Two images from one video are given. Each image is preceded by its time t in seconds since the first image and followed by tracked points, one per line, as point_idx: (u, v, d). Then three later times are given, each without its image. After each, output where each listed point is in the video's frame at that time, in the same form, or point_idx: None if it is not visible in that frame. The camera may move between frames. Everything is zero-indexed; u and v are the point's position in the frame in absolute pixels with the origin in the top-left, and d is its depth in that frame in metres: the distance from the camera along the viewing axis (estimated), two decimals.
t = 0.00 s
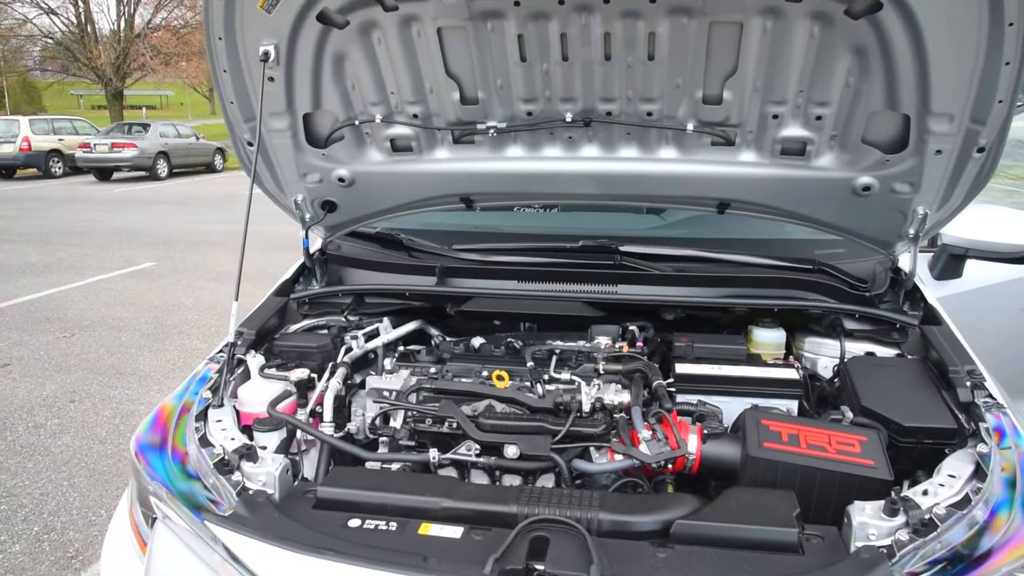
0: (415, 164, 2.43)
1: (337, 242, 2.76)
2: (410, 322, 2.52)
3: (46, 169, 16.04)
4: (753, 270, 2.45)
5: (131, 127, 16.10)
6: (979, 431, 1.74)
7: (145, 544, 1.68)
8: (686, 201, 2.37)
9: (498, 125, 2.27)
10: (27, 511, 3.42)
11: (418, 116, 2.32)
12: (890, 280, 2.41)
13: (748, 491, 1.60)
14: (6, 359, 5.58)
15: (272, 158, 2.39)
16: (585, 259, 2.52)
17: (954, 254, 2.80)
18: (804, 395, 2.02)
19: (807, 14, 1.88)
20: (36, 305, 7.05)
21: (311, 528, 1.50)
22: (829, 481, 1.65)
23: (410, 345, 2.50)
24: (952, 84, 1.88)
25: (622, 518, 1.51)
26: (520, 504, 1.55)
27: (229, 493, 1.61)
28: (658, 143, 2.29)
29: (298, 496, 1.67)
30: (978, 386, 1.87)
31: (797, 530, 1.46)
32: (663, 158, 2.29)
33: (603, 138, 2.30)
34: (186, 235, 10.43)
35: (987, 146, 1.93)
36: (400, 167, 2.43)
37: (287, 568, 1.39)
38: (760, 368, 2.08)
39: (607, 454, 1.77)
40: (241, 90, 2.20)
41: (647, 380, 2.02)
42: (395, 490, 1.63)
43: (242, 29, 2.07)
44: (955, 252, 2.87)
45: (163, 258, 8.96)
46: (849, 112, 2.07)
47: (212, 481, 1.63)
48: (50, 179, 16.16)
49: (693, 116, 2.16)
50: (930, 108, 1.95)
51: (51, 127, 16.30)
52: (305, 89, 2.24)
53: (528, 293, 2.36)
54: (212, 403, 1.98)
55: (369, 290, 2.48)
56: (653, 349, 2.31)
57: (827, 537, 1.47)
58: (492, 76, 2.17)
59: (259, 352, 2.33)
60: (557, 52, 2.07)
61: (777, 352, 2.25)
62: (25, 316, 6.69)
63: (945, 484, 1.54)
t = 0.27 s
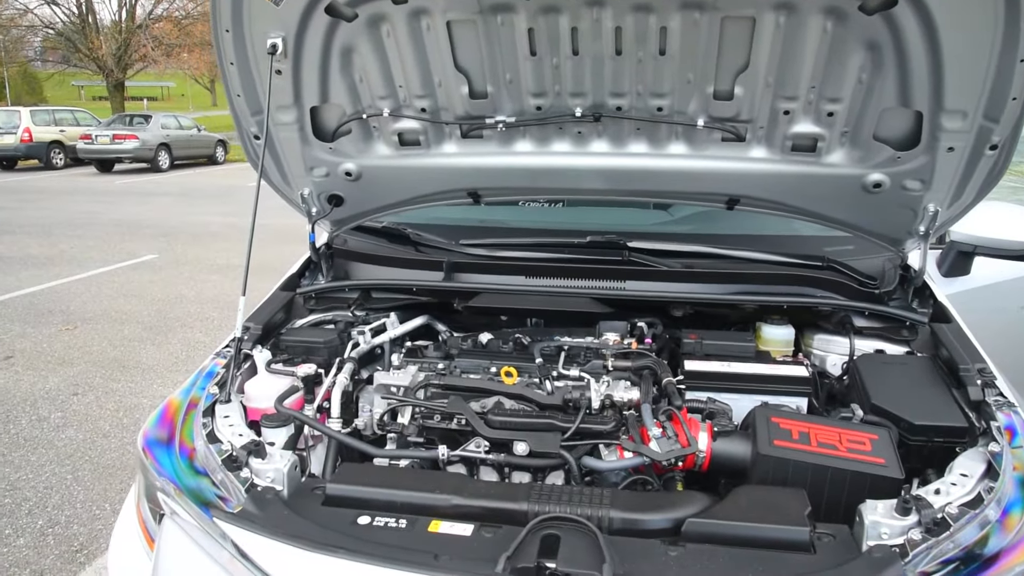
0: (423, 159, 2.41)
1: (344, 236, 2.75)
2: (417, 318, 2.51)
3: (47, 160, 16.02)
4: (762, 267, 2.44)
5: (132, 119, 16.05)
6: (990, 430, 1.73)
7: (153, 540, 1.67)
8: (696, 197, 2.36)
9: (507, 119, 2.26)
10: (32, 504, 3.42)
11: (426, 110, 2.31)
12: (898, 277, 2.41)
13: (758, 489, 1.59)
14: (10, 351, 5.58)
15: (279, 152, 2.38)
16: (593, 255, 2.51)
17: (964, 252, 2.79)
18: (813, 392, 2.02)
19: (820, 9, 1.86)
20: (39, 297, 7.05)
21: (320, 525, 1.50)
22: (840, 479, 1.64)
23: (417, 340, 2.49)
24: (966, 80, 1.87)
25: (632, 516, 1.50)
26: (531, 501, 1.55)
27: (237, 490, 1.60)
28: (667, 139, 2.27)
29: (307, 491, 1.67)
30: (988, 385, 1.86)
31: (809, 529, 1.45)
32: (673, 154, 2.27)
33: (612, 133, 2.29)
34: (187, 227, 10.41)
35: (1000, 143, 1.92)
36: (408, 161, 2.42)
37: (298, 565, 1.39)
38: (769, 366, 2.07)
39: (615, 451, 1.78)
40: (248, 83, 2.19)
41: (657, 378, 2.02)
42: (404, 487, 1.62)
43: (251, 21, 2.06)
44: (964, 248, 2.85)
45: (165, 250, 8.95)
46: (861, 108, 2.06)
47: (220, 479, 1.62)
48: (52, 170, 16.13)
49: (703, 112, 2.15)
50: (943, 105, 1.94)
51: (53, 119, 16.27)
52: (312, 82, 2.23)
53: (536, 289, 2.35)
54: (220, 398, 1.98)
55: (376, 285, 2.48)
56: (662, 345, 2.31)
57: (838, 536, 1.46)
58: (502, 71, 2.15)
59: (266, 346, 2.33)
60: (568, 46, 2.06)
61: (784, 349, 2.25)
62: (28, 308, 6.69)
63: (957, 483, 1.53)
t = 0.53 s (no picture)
0: (416, 156, 2.39)
1: (336, 234, 2.72)
2: (412, 316, 2.49)
3: (25, 158, 15.75)
4: (757, 261, 2.44)
5: (112, 116, 15.82)
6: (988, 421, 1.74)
7: (150, 548, 1.64)
8: (691, 192, 2.36)
9: (502, 115, 2.24)
10: (19, 510, 3.36)
11: (420, 106, 2.28)
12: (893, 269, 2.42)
13: (761, 484, 1.59)
14: None
15: (270, 150, 2.34)
16: (588, 251, 2.50)
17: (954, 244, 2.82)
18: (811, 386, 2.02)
19: (817, 3, 1.86)
20: (20, 298, 6.93)
21: (322, 530, 1.48)
22: (842, 473, 1.64)
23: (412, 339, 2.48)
24: (962, 74, 1.87)
25: (637, 514, 1.50)
26: (535, 502, 1.54)
27: (237, 496, 1.58)
28: (663, 134, 2.26)
29: (307, 495, 1.65)
30: (985, 376, 1.88)
31: (815, 524, 1.45)
32: (669, 149, 2.26)
33: (607, 129, 2.28)
34: (170, 225, 10.28)
35: (995, 136, 1.94)
36: (401, 158, 2.39)
37: (302, 570, 1.37)
38: (767, 360, 2.08)
39: (615, 448, 1.79)
40: (239, 80, 2.15)
41: (657, 374, 2.03)
42: (406, 489, 1.61)
43: (242, 17, 2.02)
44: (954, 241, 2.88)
45: (148, 249, 8.85)
46: (856, 102, 2.06)
47: (219, 483, 1.61)
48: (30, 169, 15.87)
49: (699, 107, 2.14)
50: (939, 98, 1.94)
51: (30, 116, 16.00)
52: (304, 79, 2.20)
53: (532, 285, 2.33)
54: (215, 403, 1.93)
55: (371, 283, 2.45)
56: (659, 342, 2.31)
57: (842, 530, 1.46)
58: (497, 66, 2.13)
59: (259, 348, 2.30)
60: (563, 41, 2.04)
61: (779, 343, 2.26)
62: (10, 310, 6.58)
63: (960, 476, 1.54)
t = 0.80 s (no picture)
0: (408, 151, 2.36)
1: (325, 231, 2.68)
2: (405, 313, 2.47)
3: None
4: (750, 255, 2.44)
5: (86, 112, 15.52)
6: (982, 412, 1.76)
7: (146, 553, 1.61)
8: (684, 186, 2.36)
9: (494, 110, 2.22)
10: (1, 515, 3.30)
11: (411, 101, 2.25)
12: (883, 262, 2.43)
13: (762, 478, 1.60)
14: None
15: (259, 146, 2.31)
16: (582, 246, 2.49)
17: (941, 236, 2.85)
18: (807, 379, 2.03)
19: None
20: None
21: (323, 531, 1.46)
22: (841, 465, 1.65)
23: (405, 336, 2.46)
24: (954, 68, 1.89)
25: (641, 510, 1.49)
26: (538, 499, 1.53)
27: (235, 498, 1.56)
28: (656, 129, 2.26)
29: (305, 496, 1.63)
30: (978, 367, 1.89)
31: (817, 517, 1.46)
32: (662, 143, 2.26)
33: (601, 123, 2.26)
34: (148, 222, 10.12)
35: (986, 129, 1.96)
36: (393, 154, 2.36)
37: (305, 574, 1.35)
38: (763, 354, 2.08)
39: (615, 444, 1.78)
40: (227, 75, 2.11)
41: (655, 369, 2.04)
42: (406, 489, 1.59)
43: (230, 10, 1.98)
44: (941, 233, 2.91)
45: (127, 246, 8.70)
46: (849, 95, 2.06)
47: (215, 486, 1.58)
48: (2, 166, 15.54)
49: (693, 101, 2.14)
50: (931, 92, 1.96)
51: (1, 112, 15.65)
52: (294, 74, 2.16)
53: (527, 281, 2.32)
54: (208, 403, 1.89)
55: (363, 280, 2.43)
56: (655, 336, 2.31)
57: (844, 523, 1.47)
58: (489, 61, 2.11)
59: (251, 347, 2.26)
60: (557, 35, 2.02)
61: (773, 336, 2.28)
62: None
63: (958, 467, 1.56)
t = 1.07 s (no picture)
0: (406, 144, 2.34)
1: (322, 226, 2.66)
2: (405, 308, 2.45)
3: None
4: (750, 246, 2.45)
5: (69, 106, 15.30)
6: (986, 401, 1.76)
7: (150, 553, 1.59)
8: (684, 177, 2.35)
9: (494, 102, 2.20)
10: None
11: (410, 94, 2.23)
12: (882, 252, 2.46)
13: (770, 470, 1.60)
14: None
15: (255, 141, 2.28)
16: (582, 238, 2.48)
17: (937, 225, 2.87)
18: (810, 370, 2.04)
19: None
20: None
21: (332, 530, 1.45)
22: (847, 456, 1.66)
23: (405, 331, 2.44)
24: (956, 57, 1.89)
25: (650, 503, 1.49)
26: (547, 494, 1.52)
27: (241, 499, 1.54)
28: (656, 120, 2.24)
29: (311, 494, 1.61)
30: (980, 357, 1.90)
31: (827, 508, 1.46)
32: (663, 135, 2.25)
33: (601, 115, 2.25)
34: (135, 218, 10.01)
35: (986, 119, 1.96)
36: (391, 147, 2.34)
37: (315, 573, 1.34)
38: (765, 346, 2.09)
39: (622, 437, 1.78)
40: (223, 68, 2.08)
41: (660, 362, 2.04)
42: (414, 486, 1.58)
43: (226, 2, 1.95)
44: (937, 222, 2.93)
45: (114, 242, 8.60)
46: (850, 85, 2.06)
47: (221, 485, 1.55)
48: None
49: (694, 92, 2.13)
50: (932, 82, 1.96)
51: None
52: (291, 67, 2.14)
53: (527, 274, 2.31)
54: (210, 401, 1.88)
55: (362, 276, 2.41)
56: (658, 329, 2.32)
57: (853, 513, 1.47)
58: (489, 52, 2.09)
59: (250, 344, 2.24)
60: (557, 27, 2.00)
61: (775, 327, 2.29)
62: None
63: (964, 456, 1.57)
